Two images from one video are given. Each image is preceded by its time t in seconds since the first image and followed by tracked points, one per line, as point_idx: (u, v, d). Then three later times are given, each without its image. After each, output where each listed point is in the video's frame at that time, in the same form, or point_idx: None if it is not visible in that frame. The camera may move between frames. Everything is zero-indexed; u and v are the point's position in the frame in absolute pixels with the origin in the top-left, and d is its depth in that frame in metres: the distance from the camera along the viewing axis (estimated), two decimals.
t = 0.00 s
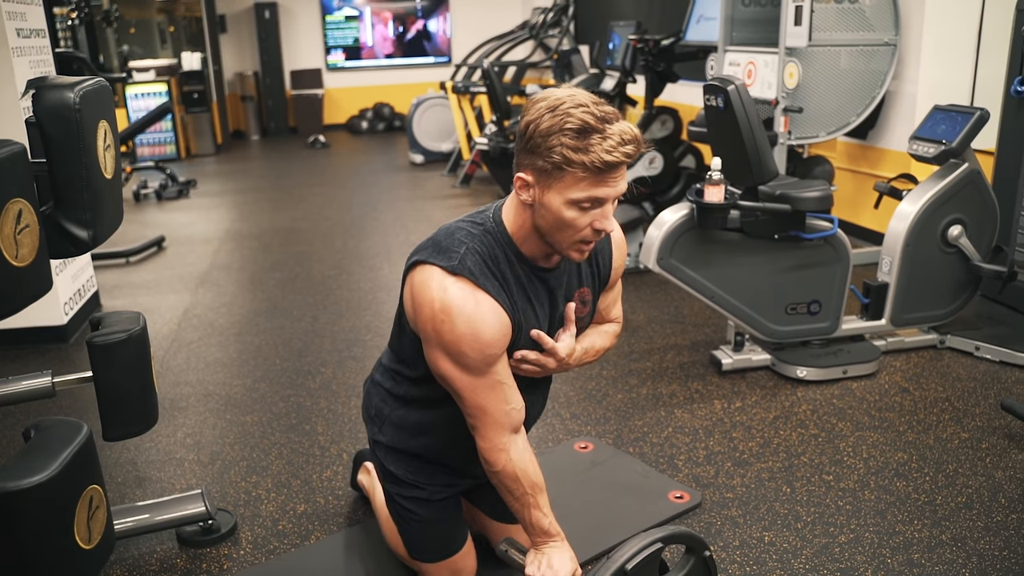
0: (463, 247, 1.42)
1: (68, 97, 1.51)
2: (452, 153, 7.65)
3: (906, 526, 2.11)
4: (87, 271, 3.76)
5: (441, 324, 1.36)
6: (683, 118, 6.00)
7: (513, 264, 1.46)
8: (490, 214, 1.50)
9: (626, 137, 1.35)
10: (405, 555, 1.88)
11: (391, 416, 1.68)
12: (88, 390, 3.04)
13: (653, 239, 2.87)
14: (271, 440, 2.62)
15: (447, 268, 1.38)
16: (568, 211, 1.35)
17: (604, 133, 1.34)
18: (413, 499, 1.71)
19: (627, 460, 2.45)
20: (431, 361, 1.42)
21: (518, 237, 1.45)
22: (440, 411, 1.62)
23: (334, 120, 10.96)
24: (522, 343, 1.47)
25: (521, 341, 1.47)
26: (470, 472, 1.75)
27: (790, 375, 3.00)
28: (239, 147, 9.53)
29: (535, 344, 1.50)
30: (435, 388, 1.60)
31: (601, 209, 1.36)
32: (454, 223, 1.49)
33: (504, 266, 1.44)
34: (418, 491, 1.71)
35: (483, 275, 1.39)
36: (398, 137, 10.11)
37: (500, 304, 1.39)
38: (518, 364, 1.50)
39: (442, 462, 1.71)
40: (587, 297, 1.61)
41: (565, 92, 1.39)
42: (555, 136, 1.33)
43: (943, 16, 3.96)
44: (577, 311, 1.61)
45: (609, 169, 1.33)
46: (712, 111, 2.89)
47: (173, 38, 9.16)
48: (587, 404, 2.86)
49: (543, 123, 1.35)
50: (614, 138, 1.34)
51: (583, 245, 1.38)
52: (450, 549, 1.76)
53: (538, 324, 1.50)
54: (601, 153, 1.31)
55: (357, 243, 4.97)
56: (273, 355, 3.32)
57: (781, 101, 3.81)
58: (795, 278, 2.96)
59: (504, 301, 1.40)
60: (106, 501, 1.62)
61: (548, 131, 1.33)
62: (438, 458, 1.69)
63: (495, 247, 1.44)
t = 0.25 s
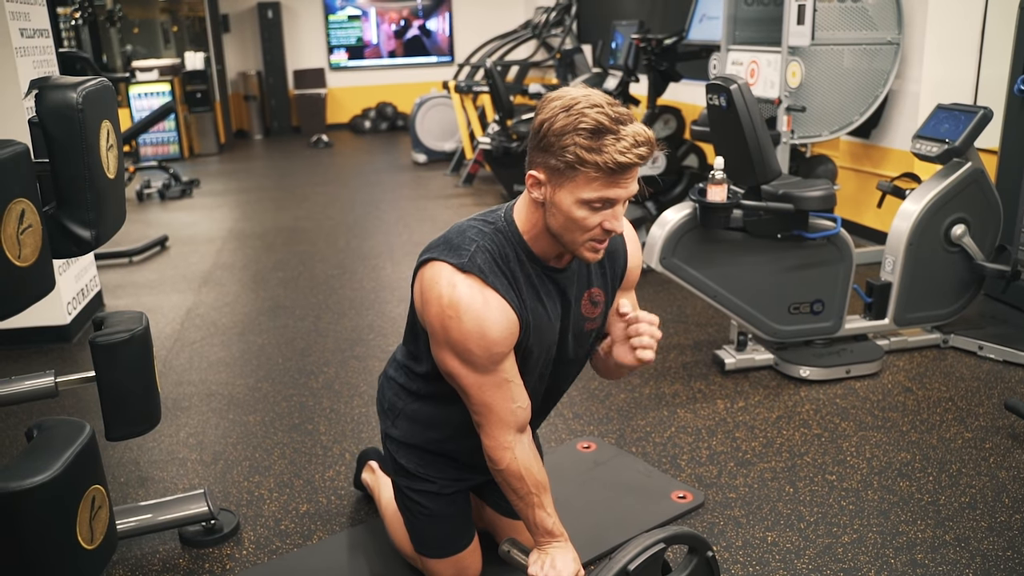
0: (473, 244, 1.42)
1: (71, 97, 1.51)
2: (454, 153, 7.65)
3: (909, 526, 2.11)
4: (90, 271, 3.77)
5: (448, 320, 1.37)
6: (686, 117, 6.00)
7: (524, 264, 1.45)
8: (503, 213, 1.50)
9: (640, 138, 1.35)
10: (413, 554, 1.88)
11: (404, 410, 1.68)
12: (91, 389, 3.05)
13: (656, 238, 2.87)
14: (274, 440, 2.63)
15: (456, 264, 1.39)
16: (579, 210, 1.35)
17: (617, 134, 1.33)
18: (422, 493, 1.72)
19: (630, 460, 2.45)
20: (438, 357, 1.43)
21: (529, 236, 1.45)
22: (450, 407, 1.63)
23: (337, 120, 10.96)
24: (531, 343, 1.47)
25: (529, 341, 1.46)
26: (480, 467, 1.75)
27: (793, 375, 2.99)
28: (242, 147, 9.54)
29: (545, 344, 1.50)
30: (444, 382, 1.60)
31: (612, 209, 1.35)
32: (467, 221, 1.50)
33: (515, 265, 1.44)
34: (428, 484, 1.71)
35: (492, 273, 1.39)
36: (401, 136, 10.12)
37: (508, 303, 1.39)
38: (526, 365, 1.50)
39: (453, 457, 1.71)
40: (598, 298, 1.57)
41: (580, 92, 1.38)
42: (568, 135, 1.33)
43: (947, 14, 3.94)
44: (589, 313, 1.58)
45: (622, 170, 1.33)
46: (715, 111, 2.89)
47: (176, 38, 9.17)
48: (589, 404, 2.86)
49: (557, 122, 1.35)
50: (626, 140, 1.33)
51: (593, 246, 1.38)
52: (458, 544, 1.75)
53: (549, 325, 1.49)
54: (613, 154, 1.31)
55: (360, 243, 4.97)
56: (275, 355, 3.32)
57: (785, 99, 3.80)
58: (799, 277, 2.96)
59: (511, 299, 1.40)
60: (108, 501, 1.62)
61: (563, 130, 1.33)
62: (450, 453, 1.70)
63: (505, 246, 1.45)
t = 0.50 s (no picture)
0: (466, 243, 1.42)
1: (70, 98, 1.51)
2: (454, 153, 7.65)
3: (909, 526, 2.10)
4: (89, 272, 3.76)
5: (440, 318, 1.37)
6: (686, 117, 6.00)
7: (517, 263, 1.45)
8: (498, 213, 1.51)
9: (636, 148, 1.34)
10: (414, 553, 1.88)
11: (406, 405, 1.68)
12: (91, 390, 3.05)
13: (656, 238, 2.87)
14: (274, 441, 2.63)
15: (447, 262, 1.39)
16: (571, 215, 1.34)
17: (614, 143, 1.33)
18: (423, 488, 1.72)
19: (629, 460, 2.45)
20: (432, 355, 1.43)
21: (523, 237, 1.45)
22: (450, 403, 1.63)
23: (337, 120, 10.97)
24: (526, 341, 1.47)
25: (524, 339, 1.46)
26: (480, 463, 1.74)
27: (792, 375, 2.99)
28: (242, 147, 9.54)
29: (539, 342, 1.49)
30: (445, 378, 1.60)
31: (605, 216, 1.35)
32: (461, 220, 1.50)
33: (508, 264, 1.44)
34: (428, 479, 1.71)
35: (483, 271, 1.39)
36: (401, 137, 10.12)
37: (499, 300, 1.39)
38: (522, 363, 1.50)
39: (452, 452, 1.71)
40: (593, 299, 1.56)
41: (581, 98, 1.38)
42: (564, 142, 1.32)
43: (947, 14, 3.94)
44: (584, 315, 1.57)
45: (616, 181, 1.32)
46: (714, 111, 2.89)
47: (176, 38, 9.17)
48: (590, 405, 2.86)
49: (556, 126, 1.34)
50: (623, 149, 1.33)
51: (583, 250, 1.38)
52: (458, 542, 1.75)
53: (543, 322, 1.49)
54: (609, 163, 1.31)
55: (360, 243, 4.97)
56: (275, 355, 3.32)
57: (784, 99, 3.79)
58: (800, 277, 2.96)
59: (503, 297, 1.40)
60: (107, 502, 1.62)
61: (560, 134, 1.33)
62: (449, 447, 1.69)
63: (498, 245, 1.45)
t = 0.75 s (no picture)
0: (462, 242, 1.42)
1: (68, 99, 1.51)
2: (453, 154, 7.65)
3: (908, 526, 2.10)
4: (88, 273, 3.76)
5: (438, 318, 1.38)
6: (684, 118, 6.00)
7: (511, 259, 1.45)
8: (491, 209, 1.51)
9: (621, 129, 1.34)
10: (414, 554, 1.88)
11: (409, 409, 1.68)
12: (90, 392, 3.05)
13: (655, 240, 2.87)
14: (273, 442, 2.63)
15: (444, 262, 1.39)
16: (563, 202, 1.34)
17: (599, 126, 1.33)
18: (426, 490, 1.71)
19: (628, 460, 2.45)
20: (432, 357, 1.43)
21: (516, 230, 1.45)
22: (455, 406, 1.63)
23: (336, 121, 10.97)
24: (523, 339, 1.47)
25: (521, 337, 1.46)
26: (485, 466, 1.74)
27: (791, 375, 2.99)
28: (241, 148, 9.53)
29: (536, 340, 1.50)
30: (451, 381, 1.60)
31: (596, 200, 1.35)
32: (456, 219, 1.50)
33: (504, 261, 1.44)
34: (431, 482, 1.71)
35: (480, 270, 1.40)
36: (400, 138, 10.12)
37: (498, 301, 1.39)
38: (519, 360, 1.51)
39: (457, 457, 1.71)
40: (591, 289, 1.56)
41: (563, 85, 1.38)
42: (550, 128, 1.32)
43: (945, 15, 3.94)
44: (583, 303, 1.56)
45: (604, 161, 1.32)
46: (713, 111, 2.89)
47: (176, 39, 9.16)
48: (589, 405, 2.86)
49: (540, 114, 1.34)
50: (609, 130, 1.33)
51: (577, 238, 1.37)
52: (459, 543, 1.75)
53: (542, 318, 1.49)
54: (595, 145, 1.31)
55: (359, 244, 4.97)
56: (275, 356, 3.32)
57: (783, 100, 3.80)
58: (799, 277, 2.96)
59: (500, 296, 1.40)
60: (106, 503, 1.62)
61: (545, 122, 1.33)
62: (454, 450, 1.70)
63: (493, 241, 1.45)
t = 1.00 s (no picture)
0: (473, 242, 1.42)
1: (69, 99, 1.51)
2: (453, 153, 7.65)
3: (908, 525, 2.10)
4: (88, 273, 3.76)
5: (450, 317, 1.37)
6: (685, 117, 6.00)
7: (524, 257, 1.45)
8: (502, 207, 1.50)
9: (638, 140, 1.33)
10: (415, 554, 1.88)
11: (413, 408, 1.67)
12: (90, 391, 3.05)
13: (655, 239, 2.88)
14: (273, 441, 2.62)
15: (456, 261, 1.39)
16: (571, 207, 1.33)
17: (615, 135, 1.31)
18: (427, 493, 1.72)
19: (629, 460, 2.45)
20: (441, 355, 1.43)
21: (525, 229, 1.44)
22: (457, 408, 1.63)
23: (336, 121, 10.97)
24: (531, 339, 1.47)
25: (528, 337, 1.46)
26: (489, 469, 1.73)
27: (792, 375, 2.99)
28: (240, 148, 9.53)
29: (547, 335, 1.50)
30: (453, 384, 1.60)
31: (605, 208, 1.34)
32: (466, 217, 1.50)
33: (515, 262, 1.44)
34: (433, 484, 1.71)
35: (491, 270, 1.39)
36: (400, 137, 10.11)
37: (510, 301, 1.39)
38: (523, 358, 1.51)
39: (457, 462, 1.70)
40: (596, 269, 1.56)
41: (581, 89, 1.36)
42: (565, 133, 1.31)
43: (945, 14, 3.94)
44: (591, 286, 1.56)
45: (617, 172, 1.31)
46: (714, 111, 2.89)
47: (176, 39, 9.16)
48: (589, 404, 2.86)
49: (556, 116, 1.33)
50: (625, 139, 1.31)
51: (582, 242, 1.37)
52: (460, 544, 1.76)
53: (551, 318, 1.49)
54: (610, 156, 1.29)
55: (359, 243, 4.97)
56: (275, 356, 3.32)
57: (783, 99, 3.79)
58: (799, 277, 2.96)
59: (512, 297, 1.40)
60: (107, 503, 1.62)
61: (561, 126, 1.31)
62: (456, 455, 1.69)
63: (504, 241, 1.45)
